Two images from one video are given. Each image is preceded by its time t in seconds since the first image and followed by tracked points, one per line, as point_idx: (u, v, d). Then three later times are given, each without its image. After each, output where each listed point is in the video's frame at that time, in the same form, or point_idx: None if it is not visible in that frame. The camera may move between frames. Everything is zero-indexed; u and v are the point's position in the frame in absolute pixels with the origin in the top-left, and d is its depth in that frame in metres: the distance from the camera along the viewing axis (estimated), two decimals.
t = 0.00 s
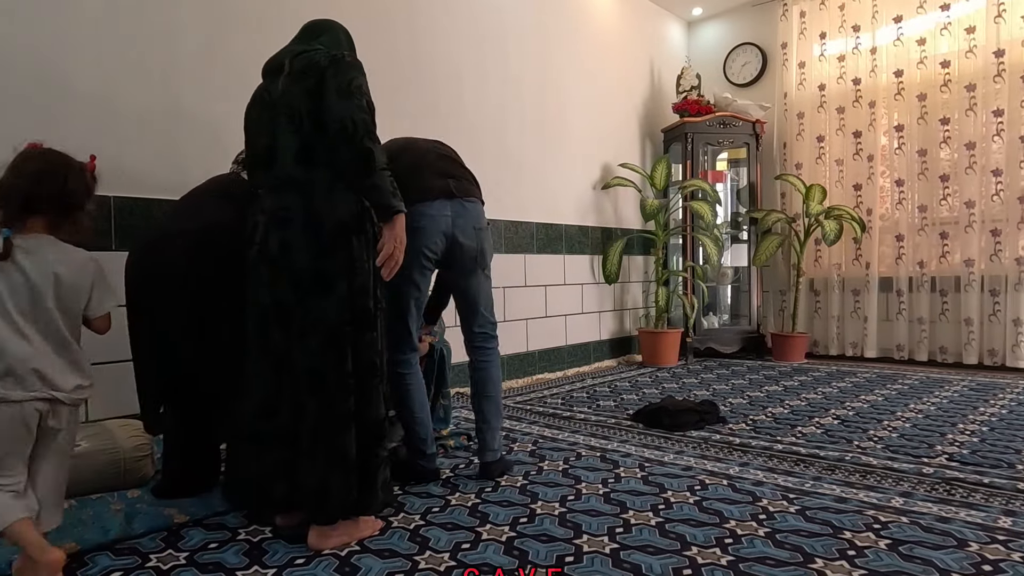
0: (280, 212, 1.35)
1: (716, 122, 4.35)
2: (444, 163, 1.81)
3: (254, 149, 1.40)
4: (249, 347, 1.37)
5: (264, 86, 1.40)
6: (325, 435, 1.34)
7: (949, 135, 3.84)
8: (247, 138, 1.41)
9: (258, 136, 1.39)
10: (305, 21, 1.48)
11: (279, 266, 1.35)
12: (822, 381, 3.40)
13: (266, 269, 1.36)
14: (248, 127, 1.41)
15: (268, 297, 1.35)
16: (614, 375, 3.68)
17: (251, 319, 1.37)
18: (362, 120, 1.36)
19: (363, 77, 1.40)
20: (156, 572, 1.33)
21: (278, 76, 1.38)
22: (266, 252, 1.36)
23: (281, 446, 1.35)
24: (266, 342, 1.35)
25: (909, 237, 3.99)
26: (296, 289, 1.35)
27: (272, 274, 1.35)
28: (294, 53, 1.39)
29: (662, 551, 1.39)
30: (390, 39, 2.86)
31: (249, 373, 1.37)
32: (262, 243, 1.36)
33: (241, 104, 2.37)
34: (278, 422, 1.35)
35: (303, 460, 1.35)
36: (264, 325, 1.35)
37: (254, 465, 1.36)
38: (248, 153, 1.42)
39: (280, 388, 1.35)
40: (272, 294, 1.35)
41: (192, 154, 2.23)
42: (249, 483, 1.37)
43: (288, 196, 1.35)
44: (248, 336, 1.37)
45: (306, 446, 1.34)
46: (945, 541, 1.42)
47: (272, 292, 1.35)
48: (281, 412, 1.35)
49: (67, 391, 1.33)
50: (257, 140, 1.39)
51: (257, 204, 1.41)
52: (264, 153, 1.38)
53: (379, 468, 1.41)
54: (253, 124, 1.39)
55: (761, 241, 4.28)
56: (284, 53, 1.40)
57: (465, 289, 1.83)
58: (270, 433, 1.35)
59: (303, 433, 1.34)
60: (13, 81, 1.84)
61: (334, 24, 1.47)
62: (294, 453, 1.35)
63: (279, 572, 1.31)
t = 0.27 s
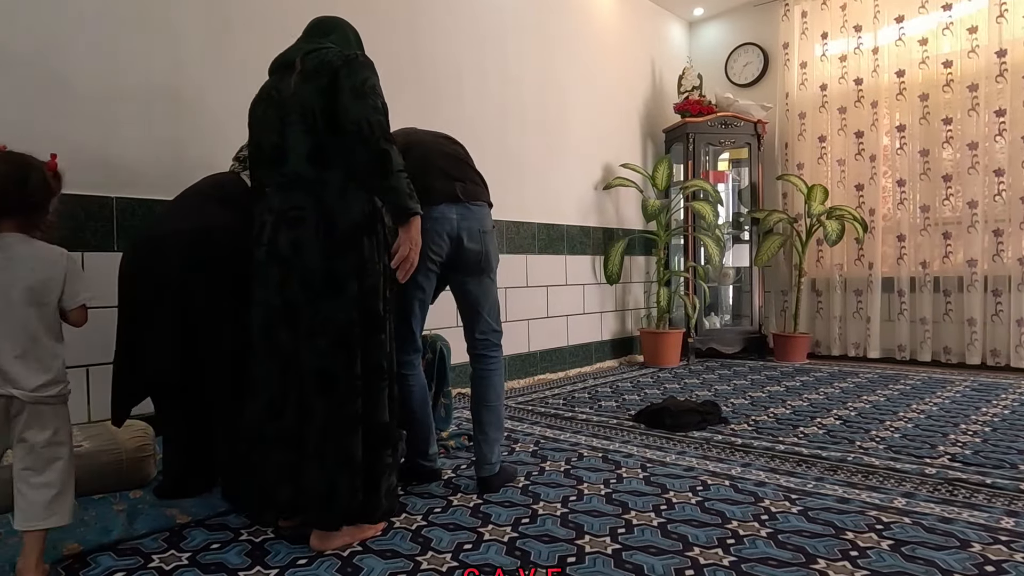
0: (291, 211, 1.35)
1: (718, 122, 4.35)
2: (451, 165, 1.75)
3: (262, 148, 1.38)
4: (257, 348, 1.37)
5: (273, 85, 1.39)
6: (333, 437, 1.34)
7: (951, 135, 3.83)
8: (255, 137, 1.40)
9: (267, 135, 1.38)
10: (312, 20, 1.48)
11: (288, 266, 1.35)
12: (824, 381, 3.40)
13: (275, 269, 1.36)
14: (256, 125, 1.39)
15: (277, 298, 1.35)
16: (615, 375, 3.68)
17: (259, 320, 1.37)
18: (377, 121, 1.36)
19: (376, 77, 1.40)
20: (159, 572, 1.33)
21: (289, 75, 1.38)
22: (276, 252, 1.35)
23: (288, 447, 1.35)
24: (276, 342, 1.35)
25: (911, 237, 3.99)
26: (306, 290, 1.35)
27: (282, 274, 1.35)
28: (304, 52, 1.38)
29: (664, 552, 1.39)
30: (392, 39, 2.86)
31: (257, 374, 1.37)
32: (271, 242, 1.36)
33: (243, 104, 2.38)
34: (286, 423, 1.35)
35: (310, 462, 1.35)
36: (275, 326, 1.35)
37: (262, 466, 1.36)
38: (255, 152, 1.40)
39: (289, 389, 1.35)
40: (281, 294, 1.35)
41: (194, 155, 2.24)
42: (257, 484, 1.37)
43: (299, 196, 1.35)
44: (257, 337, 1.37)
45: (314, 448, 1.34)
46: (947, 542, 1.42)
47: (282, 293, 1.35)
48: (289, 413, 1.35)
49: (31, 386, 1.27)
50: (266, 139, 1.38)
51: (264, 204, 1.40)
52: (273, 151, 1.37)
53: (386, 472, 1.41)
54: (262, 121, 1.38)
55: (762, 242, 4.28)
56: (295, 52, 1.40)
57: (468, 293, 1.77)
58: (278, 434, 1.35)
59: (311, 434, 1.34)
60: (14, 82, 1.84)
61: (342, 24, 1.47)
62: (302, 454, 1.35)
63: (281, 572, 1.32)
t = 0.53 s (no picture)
0: (300, 213, 1.35)
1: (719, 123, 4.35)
2: (461, 167, 1.73)
3: (269, 148, 1.37)
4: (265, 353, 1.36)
5: (280, 83, 1.37)
6: (345, 440, 1.35)
7: (953, 135, 3.83)
8: (261, 135, 1.38)
9: (275, 136, 1.36)
10: (319, 18, 1.46)
11: (298, 268, 1.34)
12: (826, 382, 3.40)
13: (284, 271, 1.35)
14: (263, 124, 1.38)
15: (287, 301, 1.34)
16: (617, 376, 3.68)
17: (267, 323, 1.36)
18: (391, 123, 1.36)
19: (387, 79, 1.40)
20: (162, 573, 1.33)
21: (299, 74, 1.36)
22: (285, 255, 1.34)
23: (298, 453, 1.34)
24: (284, 347, 1.34)
25: (913, 237, 3.98)
26: (316, 293, 1.34)
27: (291, 277, 1.34)
28: (314, 51, 1.37)
29: (666, 553, 1.39)
30: (392, 39, 2.86)
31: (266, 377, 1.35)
32: (279, 244, 1.35)
33: (246, 105, 2.38)
34: (295, 429, 1.34)
35: (320, 468, 1.34)
36: (284, 330, 1.34)
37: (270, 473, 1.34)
38: (261, 151, 1.39)
39: (298, 394, 1.34)
40: (290, 297, 1.34)
41: (196, 156, 2.24)
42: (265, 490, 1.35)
43: (309, 198, 1.35)
44: (266, 341, 1.36)
45: (326, 452, 1.34)
46: (950, 543, 1.42)
47: (292, 296, 1.34)
48: (297, 418, 1.34)
49: None
50: (274, 139, 1.36)
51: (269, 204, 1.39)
52: (281, 153, 1.36)
53: (396, 476, 1.41)
54: (269, 122, 1.37)
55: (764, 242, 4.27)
56: (304, 50, 1.38)
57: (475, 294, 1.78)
58: (287, 439, 1.34)
59: (322, 439, 1.34)
60: (15, 84, 1.84)
61: (348, 23, 1.46)
62: (313, 459, 1.34)
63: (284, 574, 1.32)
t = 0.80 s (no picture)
0: (305, 216, 1.35)
1: (721, 124, 4.35)
2: (477, 169, 1.73)
3: (275, 149, 1.38)
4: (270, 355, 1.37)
5: (285, 84, 1.38)
6: (350, 443, 1.35)
7: (954, 136, 3.83)
8: (267, 136, 1.39)
9: (280, 138, 1.37)
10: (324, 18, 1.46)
11: (303, 272, 1.35)
12: (827, 383, 3.40)
13: (289, 275, 1.36)
14: (268, 125, 1.39)
15: (291, 304, 1.35)
16: (619, 377, 3.68)
17: (272, 326, 1.37)
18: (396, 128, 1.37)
19: (391, 81, 1.40)
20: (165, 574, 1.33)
21: (303, 76, 1.37)
22: (290, 257, 1.35)
23: (303, 456, 1.34)
24: (289, 349, 1.35)
25: (915, 238, 3.98)
26: (320, 296, 1.35)
27: (296, 280, 1.35)
28: (318, 52, 1.37)
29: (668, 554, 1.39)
30: (394, 40, 2.86)
31: (272, 380, 1.36)
32: (284, 247, 1.36)
33: (248, 107, 2.39)
34: (299, 431, 1.34)
35: (325, 471, 1.34)
36: (288, 332, 1.35)
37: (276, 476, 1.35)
38: (267, 152, 1.40)
39: (303, 397, 1.34)
40: (295, 300, 1.35)
41: (199, 157, 2.25)
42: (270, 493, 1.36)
43: (314, 200, 1.35)
44: (272, 344, 1.37)
45: (332, 456, 1.34)
46: (952, 545, 1.42)
47: (297, 299, 1.35)
48: (303, 421, 1.34)
49: None
50: (279, 140, 1.37)
51: (275, 205, 1.40)
52: (286, 155, 1.37)
53: (403, 477, 1.42)
54: (275, 124, 1.37)
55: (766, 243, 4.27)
56: (309, 51, 1.39)
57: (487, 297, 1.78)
58: (292, 442, 1.35)
59: (328, 442, 1.34)
60: (19, 86, 1.85)
61: (353, 23, 1.46)
62: (318, 462, 1.34)
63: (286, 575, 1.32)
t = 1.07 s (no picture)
0: (307, 219, 1.36)
1: (723, 125, 4.36)
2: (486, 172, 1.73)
3: (276, 151, 1.39)
4: (273, 358, 1.37)
5: (286, 85, 1.39)
6: (352, 446, 1.35)
7: (956, 136, 3.82)
8: (268, 138, 1.40)
9: (281, 140, 1.38)
10: (324, 17, 1.47)
11: (305, 275, 1.35)
12: (829, 384, 3.40)
13: (291, 278, 1.36)
14: (269, 127, 1.40)
15: (294, 308, 1.35)
16: (620, 378, 3.68)
17: (275, 329, 1.37)
18: (395, 133, 1.36)
19: (392, 83, 1.39)
20: None
21: (303, 78, 1.38)
22: (293, 261, 1.36)
23: (306, 459, 1.35)
24: (292, 352, 1.36)
25: (917, 239, 3.98)
26: (322, 299, 1.35)
27: (299, 284, 1.35)
28: (319, 53, 1.38)
29: (669, 556, 1.39)
30: (395, 41, 2.87)
31: (275, 383, 1.37)
32: (287, 250, 1.37)
33: (250, 108, 2.39)
34: (303, 435, 1.35)
35: (328, 474, 1.34)
36: (291, 336, 1.36)
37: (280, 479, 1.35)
38: (268, 153, 1.41)
39: (305, 400, 1.35)
40: (297, 304, 1.35)
41: (204, 157, 2.26)
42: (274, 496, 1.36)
43: (315, 203, 1.36)
44: (274, 347, 1.37)
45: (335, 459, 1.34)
46: (954, 546, 1.42)
47: (299, 303, 1.35)
48: (306, 425, 1.35)
49: None
50: (280, 142, 1.38)
51: (278, 208, 1.41)
52: (287, 157, 1.38)
53: (406, 480, 1.43)
54: (276, 126, 1.39)
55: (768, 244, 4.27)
56: (309, 52, 1.39)
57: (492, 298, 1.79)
58: (295, 445, 1.35)
59: (331, 445, 1.34)
60: (22, 88, 1.85)
61: (353, 24, 1.47)
62: (322, 466, 1.34)
63: None
